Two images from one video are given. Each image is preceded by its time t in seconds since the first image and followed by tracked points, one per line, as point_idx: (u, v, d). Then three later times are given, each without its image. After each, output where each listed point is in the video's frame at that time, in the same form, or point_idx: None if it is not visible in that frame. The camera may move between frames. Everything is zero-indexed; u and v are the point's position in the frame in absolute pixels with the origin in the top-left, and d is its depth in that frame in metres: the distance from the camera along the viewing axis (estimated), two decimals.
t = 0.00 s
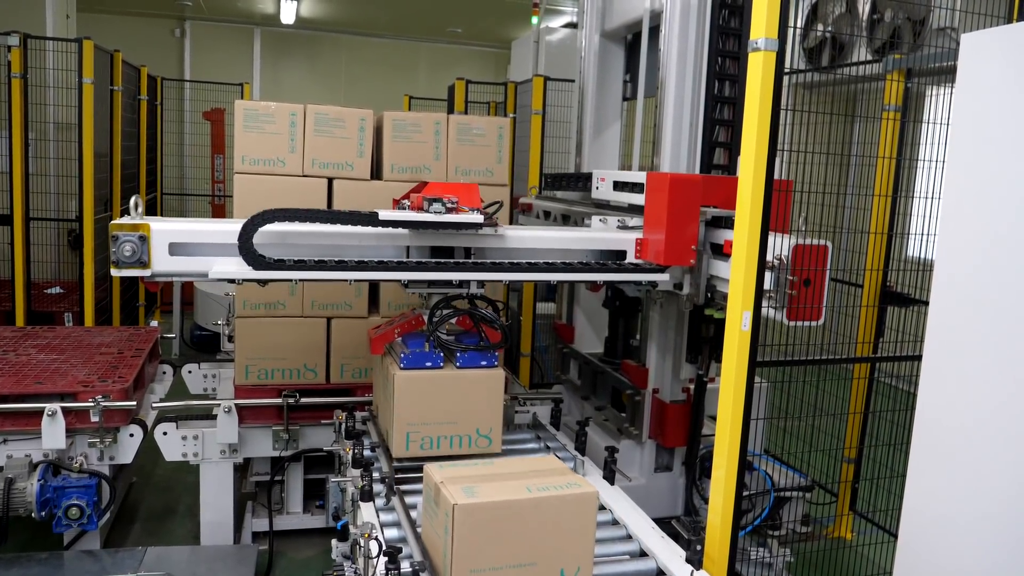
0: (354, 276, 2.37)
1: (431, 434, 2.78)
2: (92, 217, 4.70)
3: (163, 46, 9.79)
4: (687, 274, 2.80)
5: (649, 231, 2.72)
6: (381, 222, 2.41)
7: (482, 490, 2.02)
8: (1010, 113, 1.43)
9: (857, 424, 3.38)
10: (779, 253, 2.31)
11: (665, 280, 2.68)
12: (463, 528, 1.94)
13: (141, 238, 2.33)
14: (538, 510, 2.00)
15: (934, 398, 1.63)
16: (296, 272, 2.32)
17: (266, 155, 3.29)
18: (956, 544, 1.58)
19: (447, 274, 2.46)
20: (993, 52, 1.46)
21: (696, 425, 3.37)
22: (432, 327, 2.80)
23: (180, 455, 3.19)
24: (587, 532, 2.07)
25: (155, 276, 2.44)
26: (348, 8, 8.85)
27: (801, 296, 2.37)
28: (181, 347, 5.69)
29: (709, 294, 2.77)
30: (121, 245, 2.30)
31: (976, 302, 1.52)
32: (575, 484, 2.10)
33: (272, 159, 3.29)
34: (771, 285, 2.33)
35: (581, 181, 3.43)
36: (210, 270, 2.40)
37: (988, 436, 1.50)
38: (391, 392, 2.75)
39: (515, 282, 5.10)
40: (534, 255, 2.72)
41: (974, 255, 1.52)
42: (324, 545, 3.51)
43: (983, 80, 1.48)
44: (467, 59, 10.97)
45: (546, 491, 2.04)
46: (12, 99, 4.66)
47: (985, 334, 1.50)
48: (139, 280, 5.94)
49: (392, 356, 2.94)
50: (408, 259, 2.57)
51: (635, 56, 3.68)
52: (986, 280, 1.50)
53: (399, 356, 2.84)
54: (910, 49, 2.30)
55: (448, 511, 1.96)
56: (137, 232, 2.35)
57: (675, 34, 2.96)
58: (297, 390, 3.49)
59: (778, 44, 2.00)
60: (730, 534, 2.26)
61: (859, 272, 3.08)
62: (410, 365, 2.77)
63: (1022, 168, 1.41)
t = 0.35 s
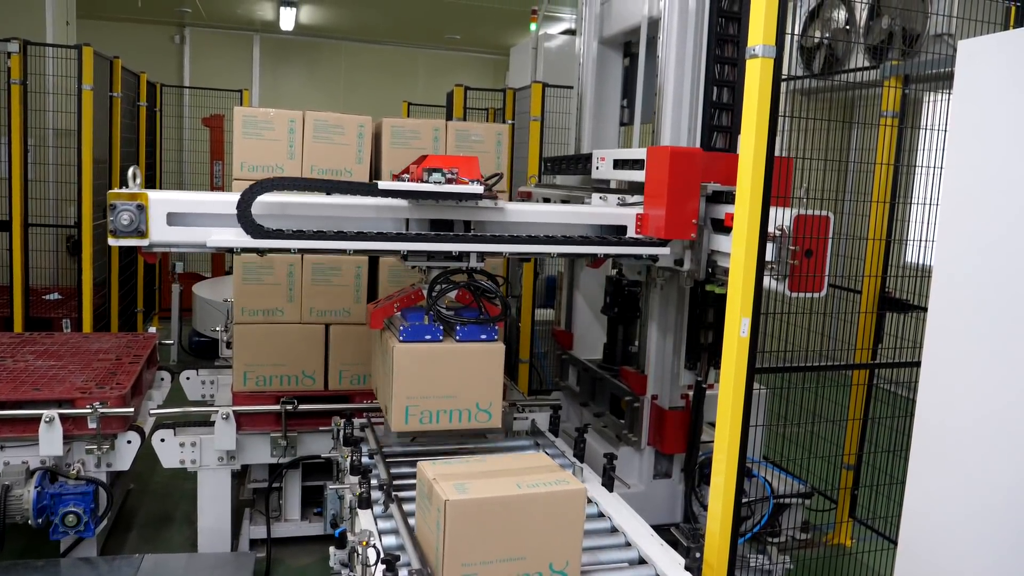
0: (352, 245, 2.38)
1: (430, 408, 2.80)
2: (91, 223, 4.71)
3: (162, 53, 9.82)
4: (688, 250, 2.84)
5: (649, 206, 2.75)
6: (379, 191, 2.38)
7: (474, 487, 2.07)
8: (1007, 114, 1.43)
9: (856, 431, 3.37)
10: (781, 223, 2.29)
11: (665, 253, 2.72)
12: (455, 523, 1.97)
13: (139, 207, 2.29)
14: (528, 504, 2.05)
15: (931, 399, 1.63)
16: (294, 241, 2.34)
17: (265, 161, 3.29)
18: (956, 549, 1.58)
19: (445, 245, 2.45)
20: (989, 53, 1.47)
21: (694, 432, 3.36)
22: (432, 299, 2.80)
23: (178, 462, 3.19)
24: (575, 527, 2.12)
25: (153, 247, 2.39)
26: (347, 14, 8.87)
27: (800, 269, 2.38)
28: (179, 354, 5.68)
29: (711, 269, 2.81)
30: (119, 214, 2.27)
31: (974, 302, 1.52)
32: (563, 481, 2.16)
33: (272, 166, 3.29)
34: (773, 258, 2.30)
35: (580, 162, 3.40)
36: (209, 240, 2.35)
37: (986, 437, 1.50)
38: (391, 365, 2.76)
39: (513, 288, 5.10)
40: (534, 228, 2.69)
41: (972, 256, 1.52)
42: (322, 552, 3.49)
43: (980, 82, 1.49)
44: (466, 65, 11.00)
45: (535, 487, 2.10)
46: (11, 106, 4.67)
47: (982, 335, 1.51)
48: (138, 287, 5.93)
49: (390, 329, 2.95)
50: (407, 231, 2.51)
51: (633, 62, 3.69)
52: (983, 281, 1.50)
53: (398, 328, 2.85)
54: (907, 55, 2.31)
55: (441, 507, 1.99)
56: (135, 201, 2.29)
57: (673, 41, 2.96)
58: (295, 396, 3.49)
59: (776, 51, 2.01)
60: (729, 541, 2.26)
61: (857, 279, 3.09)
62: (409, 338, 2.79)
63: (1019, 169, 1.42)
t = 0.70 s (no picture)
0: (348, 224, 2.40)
1: (424, 391, 2.78)
2: (85, 238, 4.69)
3: (159, 68, 9.86)
4: (684, 236, 2.79)
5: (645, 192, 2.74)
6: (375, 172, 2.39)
7: (461, 494, 2.10)
8: (999, 130, 1.45)
9: (851, 448, 3.35)
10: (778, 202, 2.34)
11: (662, 237, 2.71)
12: (442, 530, 2.01)
13: (133, 185, 2.27)
14: (515, 510, 2.09)
15: (927, 411, 1.63)
16: (290, 219, 2.35)
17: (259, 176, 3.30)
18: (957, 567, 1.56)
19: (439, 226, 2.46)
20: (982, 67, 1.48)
21: (689, 449, 3.35)
22: (427, 280, 2.78)
23: (170, 480, 3.16)
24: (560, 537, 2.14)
25: (146, 227, 2.37)
26: (344, 31, 8.93)
27: (797, 249, 2.39)
28: (172, 370, 5.64)
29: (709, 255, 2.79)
30: (112, 191, 2.25)
31: (968, 314, 1.52)
32: (547, 488, 2.20)
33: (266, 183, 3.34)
34: (770, 238, 2.32)
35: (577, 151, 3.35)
36: (202, 219, 2.34)
37: (981, 448, 1.50)
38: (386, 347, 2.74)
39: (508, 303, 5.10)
40: (530, 214, 2.69)
41: (965, 267, 1.53)
42: (315, 571, 3.45)
43: (973, 94, 1.50)
44: (463, 82, 11.07)
45: (521, 494, 2.13)
46: (6, 121, 4.66)
47: (978, 346, 1.50)
48: (132, 302, 5.91)
49: (386, 313, 2.93)
50: (403, 214, 2.53)
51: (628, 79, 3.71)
52: (978, 293, 1.50)
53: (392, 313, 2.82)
54: (898, 73, 2.34)
55: (429, 514, 2.03)
56: (129, 179, 2.28)
57: (667, 58, 2.98)
58: (289, 414, 3.46)
59: (768, 69, 2.03)
60: (724, 559, 2.25)
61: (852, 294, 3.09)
62: (404, 321, 2.76)
63: (1011, 181, 1.42)
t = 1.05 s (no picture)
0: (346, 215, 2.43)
1: (421, 386, 2.76)
2: (81, 264, 4.68)
3: (158, 96, 9.95)
4: (682, 234, 2.82)
5: (643, 189, 2.76)
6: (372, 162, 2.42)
7: (449, 514, 2.21)
8: (993, 158, 1.47)
9: (849, 478, 3.32)
10: (776, 198, 2.33)
11: (660, 233, 2.73)
12: (431, 548, 2.11)
13: (130, 174, 2.31)
14: (501, 530, 2.19)
15: (927, 427, 1.63)
16: (288, 209, 2.39)
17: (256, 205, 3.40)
18: None
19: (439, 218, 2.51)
20: (974, 89, 1.51)
21: (686, 479, 3.33)
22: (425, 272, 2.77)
23: (162, 509, 3.11)
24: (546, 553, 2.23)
25: (143, 217, 2.41)
26: (343, 61, 9.03)
27: (797, 240, 2.39)
28: (167, 398, 5.60)
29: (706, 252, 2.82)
30: (109, 180, 2.28)
31: (968, 334, 1.52)
32: (533, 509, 2.31)
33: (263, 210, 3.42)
34: (767, 234, 2.34)
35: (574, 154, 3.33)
36: (198, 209, 2.37)
37: (982, 471, 1.49)
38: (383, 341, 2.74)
39: (505, 332, 5.09)
40: (527, 209, 2.74)
41: (960, 287, 1.54)
42: None
43: (967, 115, 1.52)
44: (460, 111, 11.18)
45: (508, 515, 2.23)
46: (4, 147, 4.68)
47: (979, 369, 1.50)
48: (127, 329, 5.89)
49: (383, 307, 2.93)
50: (401, 206, 2.57)
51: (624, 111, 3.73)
52: (975, 308, 1.51)
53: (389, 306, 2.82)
54: (891, 104, 2.37)
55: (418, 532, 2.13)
56: (127, 169, 2.32)
57: (663, 88, 3.02)
58: (283, 442, 3.43)
59: (763, 99, 2.07)
60: None
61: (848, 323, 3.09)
62: (401, 314, 2.76)
63: (1007, 205, 1.44)
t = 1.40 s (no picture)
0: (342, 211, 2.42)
1: (418, 386, 2.76)
2: (76, 297, 4.66)
3: (157, 131, 10.04)
4: (679, 238, 2.86)
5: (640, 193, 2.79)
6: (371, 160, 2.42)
7: (436, 539, 2.26)
8: (986, 190, 1.49)
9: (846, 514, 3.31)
10: (773, 197, 2.35)
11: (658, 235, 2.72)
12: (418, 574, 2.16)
13: (128, 170, 2.33)
14: (486, 555, 2.25)
15: (926, 452, 1.62)
16: (286, 206, 2.38)
17: (253, 239, 3.45)
18: None
19: (434, 216, 2.48)
20: (966, 119, 1.55)
21: (682, 516, 3.30)
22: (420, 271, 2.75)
23: (152, 546, 3.06)
24: (535, 573, 2.29)
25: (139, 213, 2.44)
26: (340, 96, 9.15)
27: (792, 239, 2.41)
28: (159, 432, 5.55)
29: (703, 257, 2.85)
30: (108, 176, 2.30)
31: (967, 360, 1.53)
32: (519, 535, 2.37)
33: (258, 244, 3.45)
34: (765, 233, 2.34)
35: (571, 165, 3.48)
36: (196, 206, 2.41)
37: (984, 500, 1.48)
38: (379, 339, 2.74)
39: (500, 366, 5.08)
40: (524, 211, 2.74)
41: (955, 311, 1.56)
42: None
43: (961, 143, 1.55)
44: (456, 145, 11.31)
45: (493, 541, 2.29)
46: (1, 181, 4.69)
47: (978, 399, 1.50)
48: (120, 362, 5.85)
49: (380, 308, 2.94)
50: (397, 204, 2.56)
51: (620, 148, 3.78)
52: (971, 328, 1.52)
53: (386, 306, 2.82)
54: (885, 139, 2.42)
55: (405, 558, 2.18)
56: (125, 166, 2.34)
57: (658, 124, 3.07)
58: (276, 478, 3.39)
59: (756, 136, 2.10)
60: None
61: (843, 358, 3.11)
62: (399, 314, 2.77)
63: (1002, 236, 1.46)
